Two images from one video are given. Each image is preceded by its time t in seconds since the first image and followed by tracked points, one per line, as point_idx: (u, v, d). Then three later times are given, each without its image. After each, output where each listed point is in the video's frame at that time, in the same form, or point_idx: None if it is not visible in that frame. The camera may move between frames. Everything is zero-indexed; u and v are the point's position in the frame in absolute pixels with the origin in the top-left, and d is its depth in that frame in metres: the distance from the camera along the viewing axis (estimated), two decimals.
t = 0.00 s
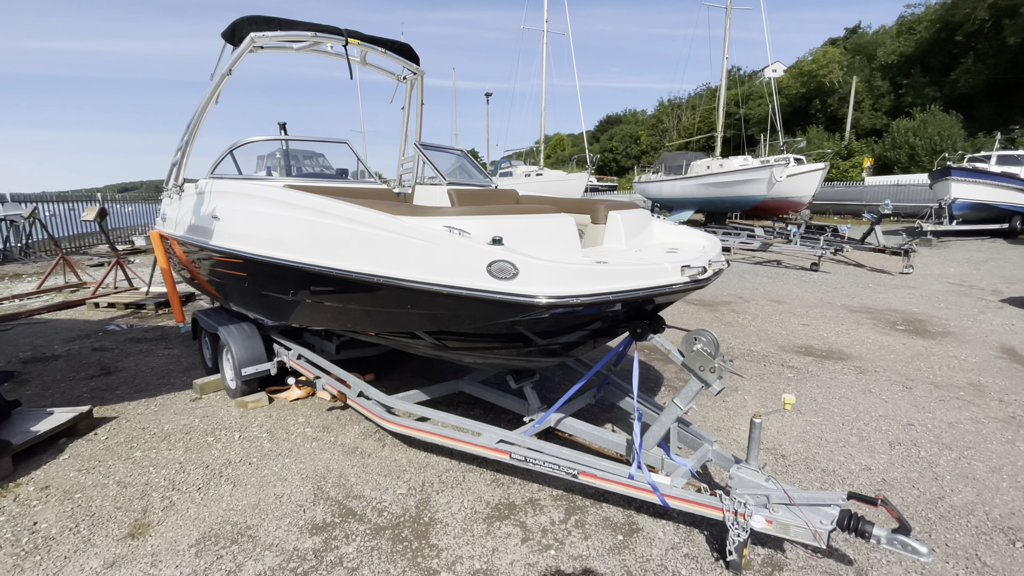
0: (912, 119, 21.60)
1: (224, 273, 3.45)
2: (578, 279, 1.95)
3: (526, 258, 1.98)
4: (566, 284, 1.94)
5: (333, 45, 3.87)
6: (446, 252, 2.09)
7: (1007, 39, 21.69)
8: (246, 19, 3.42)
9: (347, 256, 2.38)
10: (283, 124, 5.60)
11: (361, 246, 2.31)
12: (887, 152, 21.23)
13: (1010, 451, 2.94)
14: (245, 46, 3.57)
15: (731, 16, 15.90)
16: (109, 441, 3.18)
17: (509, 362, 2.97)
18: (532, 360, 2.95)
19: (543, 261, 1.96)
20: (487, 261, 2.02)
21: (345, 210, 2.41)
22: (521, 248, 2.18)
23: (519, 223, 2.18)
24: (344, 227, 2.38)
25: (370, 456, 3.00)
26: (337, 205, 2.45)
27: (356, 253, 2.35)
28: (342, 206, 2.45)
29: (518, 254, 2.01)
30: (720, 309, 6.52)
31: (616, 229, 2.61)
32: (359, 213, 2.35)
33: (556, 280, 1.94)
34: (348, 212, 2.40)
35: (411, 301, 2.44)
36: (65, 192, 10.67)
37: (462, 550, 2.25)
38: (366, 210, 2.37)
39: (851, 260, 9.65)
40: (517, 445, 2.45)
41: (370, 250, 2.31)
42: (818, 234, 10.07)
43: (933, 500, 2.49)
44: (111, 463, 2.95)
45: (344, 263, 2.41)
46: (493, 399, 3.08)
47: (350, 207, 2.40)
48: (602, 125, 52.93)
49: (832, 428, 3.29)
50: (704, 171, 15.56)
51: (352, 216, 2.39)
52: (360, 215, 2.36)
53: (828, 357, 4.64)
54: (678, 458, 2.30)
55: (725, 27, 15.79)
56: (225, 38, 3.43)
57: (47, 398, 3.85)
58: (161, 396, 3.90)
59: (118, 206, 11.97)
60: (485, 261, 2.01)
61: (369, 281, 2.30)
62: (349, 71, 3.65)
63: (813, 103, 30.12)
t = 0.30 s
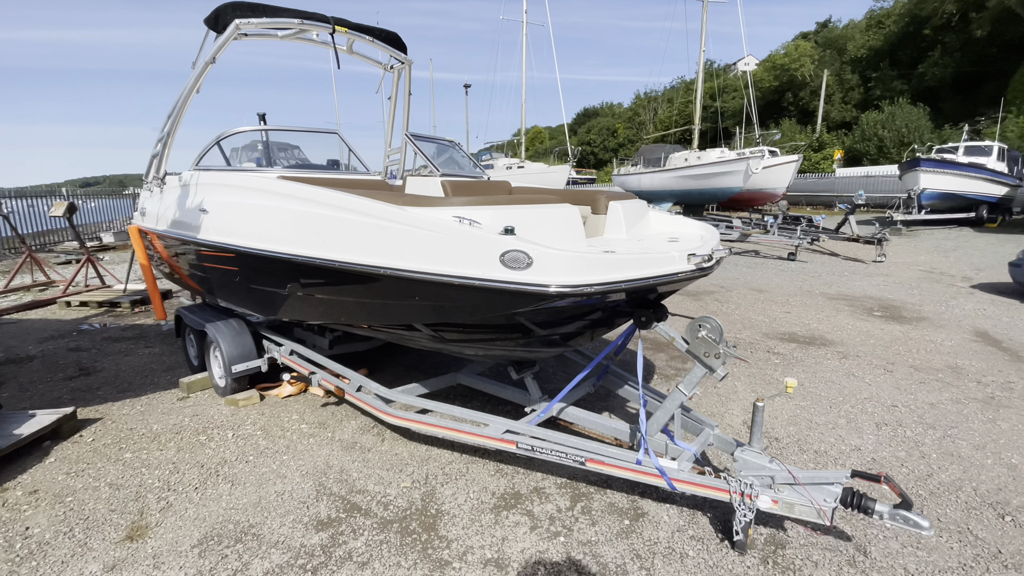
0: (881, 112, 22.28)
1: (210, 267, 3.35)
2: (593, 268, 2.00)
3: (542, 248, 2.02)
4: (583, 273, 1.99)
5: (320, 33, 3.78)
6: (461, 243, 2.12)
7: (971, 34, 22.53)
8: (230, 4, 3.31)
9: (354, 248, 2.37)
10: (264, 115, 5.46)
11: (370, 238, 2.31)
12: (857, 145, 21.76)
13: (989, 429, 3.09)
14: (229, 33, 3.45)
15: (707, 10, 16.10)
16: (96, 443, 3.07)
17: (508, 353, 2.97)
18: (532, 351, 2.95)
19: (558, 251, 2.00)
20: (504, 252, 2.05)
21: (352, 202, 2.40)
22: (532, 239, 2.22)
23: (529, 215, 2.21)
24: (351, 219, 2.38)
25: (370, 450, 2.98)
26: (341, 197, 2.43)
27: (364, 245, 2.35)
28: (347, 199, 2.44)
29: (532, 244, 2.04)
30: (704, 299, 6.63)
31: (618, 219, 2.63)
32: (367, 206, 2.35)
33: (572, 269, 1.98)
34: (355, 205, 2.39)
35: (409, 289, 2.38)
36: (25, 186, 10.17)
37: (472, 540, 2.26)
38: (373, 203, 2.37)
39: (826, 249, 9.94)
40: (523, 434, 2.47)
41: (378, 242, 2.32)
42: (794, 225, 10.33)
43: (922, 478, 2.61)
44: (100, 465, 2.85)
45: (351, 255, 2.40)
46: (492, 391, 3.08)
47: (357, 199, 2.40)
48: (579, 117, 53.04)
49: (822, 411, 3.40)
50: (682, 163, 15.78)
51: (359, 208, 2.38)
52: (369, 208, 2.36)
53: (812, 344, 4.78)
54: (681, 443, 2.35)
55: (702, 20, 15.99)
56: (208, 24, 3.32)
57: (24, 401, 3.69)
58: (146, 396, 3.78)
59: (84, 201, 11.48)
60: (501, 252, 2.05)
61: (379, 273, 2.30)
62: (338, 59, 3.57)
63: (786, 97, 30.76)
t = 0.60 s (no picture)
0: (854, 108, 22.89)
1: (199, 262, 3.27)
2: (604, 258, 2.05)
3: (554, 238, 2.06)
4: (594, 263, 2.04)
5: (310, 23, 3.70)
6: (473, 235, 2.15)
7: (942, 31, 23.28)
8: None
9: (361, 241, 2.37)
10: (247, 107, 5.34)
11: (378, 230, 2.31)
12: (831, 140, 22.30)
13: (970, 412, 3.23)
14: (217, 22, 3.36)
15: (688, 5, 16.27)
16: (85, 444, 2.98)
17: (507, 345, 2.98)
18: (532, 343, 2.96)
19: (569, 241, 2.05)
20: (517, 243, 2.09)
21: (356, 194, 2.39)
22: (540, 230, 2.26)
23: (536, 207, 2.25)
24: (357, 212, 2.37)
25: (370, 445, 2.96)
26: (345, 188, 2.41)
27: (371, 237, 2.35)
28: (351, 191, 2.43)
29: (543, 235, 2.09)
30: (690, 291, 6.74)
31: (617, 211, 2.66)
32: (373, 198, 2.35)
33: (584, 259, 2.03)
34: (361, 196, 2.39)
35: (411, 281, 2.37)
36: None
37: (480, 530, 2.27)
38: (379, 195, 2.37)
39: (804, 242, 10.18)
40: (527, 425, 2.49)
41: (386, 234, 2.32)
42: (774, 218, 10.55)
43: (910, 459, 2.72)
44: (91, 466, 2.77)
45: (357, 247, 2.40)
46: (492, 383, 3.09)
47: (362, 191, 2.39)
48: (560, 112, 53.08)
49: (811, 398, 3.50)
50: (663, 158, 15.98)
51: (365, 200, 2.38)
52: (375, 200, 2.36)
53: (797, 333, 4.91)
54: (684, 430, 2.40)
55: (682, 16, 16.15)
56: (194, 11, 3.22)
57: (3, 403, 3.56)
58: (133, 396, 3.68)
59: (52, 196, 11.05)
60: (514, 243, 2.09)
61: (386, 264, 2.31)
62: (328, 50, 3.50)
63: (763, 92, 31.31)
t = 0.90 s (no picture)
0: (832, 107, 23.39)
1: (191, 257, 3.20)
2: (615, 251, 2.08)
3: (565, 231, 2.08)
4: (605, 255, 2.07)
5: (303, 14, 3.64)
6: (483, 228, 2.16)
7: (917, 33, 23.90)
8: None
9: (368, 235, 2.35)
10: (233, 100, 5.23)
11: (386, 224, 2.30)
12: (811, 139, 22.74)
13: (953, 401, 3.35)
14: (208, 11, 3.29)
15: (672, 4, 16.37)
16: (74, 445, 2.91)
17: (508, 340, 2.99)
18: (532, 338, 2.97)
19: (580, 235, 2.07)
20: (528, 236, 2.10)
21: (362, 187, 2.37)
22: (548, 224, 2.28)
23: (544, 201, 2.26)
24: (363, 205, 2.35)
25: (370, 441, 2.94)
26: (350, 182, 2.39)
27: (378, 231, 2.33)
28: (355, 184, 2.40)
29: (554, 228, 2.11)
30: (679, 286, 6.82)
31: (619, 206, 2.69)
32: (380, 191, 2.33)
33: (595, 252, 2.06)
34: (367, 190, 2.37)
35: (418, 275, 2.36)
36: None
37: (486, 524, 2.28)
38: (385, 188, 2.35)
39: (786, 239, 10.39)
40: (531, 418, 2.50)
41: (393, 228, 2.31)
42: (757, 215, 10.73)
43: (899, 447, 2.81)
44: (83, 467, 2.70)
45: (363, 241, 2.38)
46: (492, 378, 3.09)
47: (367, 184, 2.37)
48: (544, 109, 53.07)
49: (801, 389, 3.59)
50: (648, 155, 16.12)
51: (371, 194, 2.36)
52: (382, 193, 2.34)
53: (784, 327, 5.02)
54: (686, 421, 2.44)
55: (667, 14, 16.25)
56: None
57: None
58: (121, 395, 3.59)
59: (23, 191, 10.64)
60: (526, 236, 2.10)
61: (394, 258, 2.30)
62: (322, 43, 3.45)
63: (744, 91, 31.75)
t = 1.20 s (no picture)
0: (818, 109, 23.73)
1: (186, 252, 3.12)
2: (627, 245, 2.09)
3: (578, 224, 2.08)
4: (618, 249, 2.07)
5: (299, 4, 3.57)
6: (495, 221, 2.14)
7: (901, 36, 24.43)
8: None
9: (375, 228, 2.31)
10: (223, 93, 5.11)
11: (394, 217, 2.27)
12: (797, 139, 23.01)
13: (945, 396, 3.41)
14: None
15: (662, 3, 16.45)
16: (63, 445, 2.82)
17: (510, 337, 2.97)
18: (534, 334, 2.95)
19: (594, 228, 2.07)
20: (540, 229, 2.09)
21: (369, 179, 2.33)
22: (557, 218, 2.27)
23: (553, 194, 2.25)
24: (369, 198, 2.31)
25: (371, 439, 2.90)
26: (357, 174, 2.35)
27: (386, 224, 2.30)
28: (361, 176, 2.37)
29: (566, 221, 2.10)
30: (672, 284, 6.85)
31: (623, 201, 2.69)
32: (388, 184, 2.30)
33: (608, 245, 2.06)
34: (374, 182, 2.33)
35: (426, 270, 2.33)
36: None
37: (493, 521, 2.26)
38: (392, 180, 2.32)
39: (775, 237, 10.50)
40: (536, 414, 2.48)
41: (401, 221, 2.28)
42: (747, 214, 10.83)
43: (897, 441, 2.84)
44: (73, 467, 2.62)
45: (370, 235, 2.34)
46: (493, 375, 3.07)
47: (374, 176, 2.33)
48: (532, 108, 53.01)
49: (798, 385, 3.63)
50: (638, 154, 16.20)
51: (378, 186, 2.32)
52: (390, 186, 2.31)
53: (778, 323, 5.06)
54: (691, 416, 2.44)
55: (657, 14, 16.32)
56: None
57: None
58: (110, 394, 3.50)
59: None
60: (538, 229, 2.09)
61: (402, 252, 2.26)
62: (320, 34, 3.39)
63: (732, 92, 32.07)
